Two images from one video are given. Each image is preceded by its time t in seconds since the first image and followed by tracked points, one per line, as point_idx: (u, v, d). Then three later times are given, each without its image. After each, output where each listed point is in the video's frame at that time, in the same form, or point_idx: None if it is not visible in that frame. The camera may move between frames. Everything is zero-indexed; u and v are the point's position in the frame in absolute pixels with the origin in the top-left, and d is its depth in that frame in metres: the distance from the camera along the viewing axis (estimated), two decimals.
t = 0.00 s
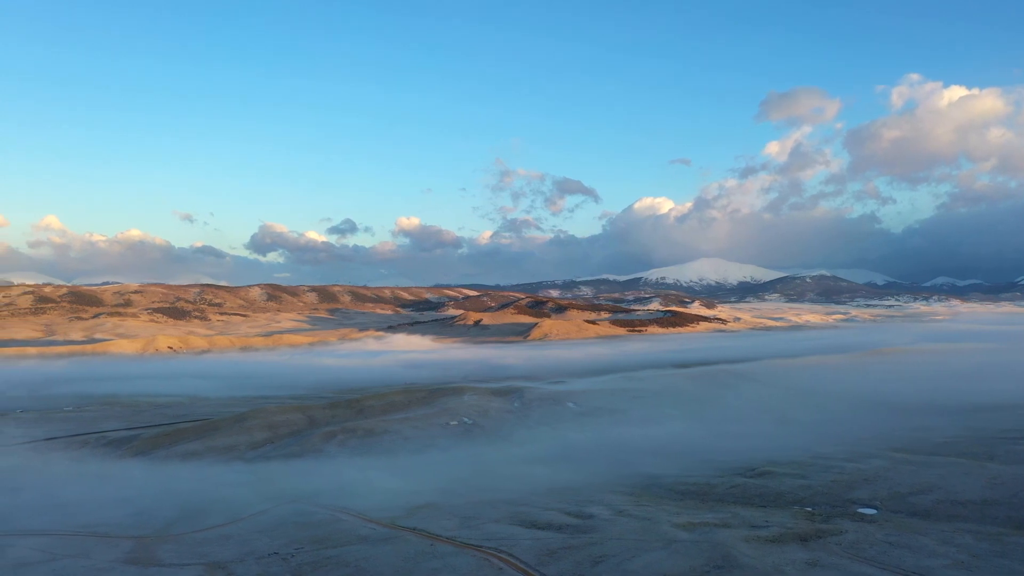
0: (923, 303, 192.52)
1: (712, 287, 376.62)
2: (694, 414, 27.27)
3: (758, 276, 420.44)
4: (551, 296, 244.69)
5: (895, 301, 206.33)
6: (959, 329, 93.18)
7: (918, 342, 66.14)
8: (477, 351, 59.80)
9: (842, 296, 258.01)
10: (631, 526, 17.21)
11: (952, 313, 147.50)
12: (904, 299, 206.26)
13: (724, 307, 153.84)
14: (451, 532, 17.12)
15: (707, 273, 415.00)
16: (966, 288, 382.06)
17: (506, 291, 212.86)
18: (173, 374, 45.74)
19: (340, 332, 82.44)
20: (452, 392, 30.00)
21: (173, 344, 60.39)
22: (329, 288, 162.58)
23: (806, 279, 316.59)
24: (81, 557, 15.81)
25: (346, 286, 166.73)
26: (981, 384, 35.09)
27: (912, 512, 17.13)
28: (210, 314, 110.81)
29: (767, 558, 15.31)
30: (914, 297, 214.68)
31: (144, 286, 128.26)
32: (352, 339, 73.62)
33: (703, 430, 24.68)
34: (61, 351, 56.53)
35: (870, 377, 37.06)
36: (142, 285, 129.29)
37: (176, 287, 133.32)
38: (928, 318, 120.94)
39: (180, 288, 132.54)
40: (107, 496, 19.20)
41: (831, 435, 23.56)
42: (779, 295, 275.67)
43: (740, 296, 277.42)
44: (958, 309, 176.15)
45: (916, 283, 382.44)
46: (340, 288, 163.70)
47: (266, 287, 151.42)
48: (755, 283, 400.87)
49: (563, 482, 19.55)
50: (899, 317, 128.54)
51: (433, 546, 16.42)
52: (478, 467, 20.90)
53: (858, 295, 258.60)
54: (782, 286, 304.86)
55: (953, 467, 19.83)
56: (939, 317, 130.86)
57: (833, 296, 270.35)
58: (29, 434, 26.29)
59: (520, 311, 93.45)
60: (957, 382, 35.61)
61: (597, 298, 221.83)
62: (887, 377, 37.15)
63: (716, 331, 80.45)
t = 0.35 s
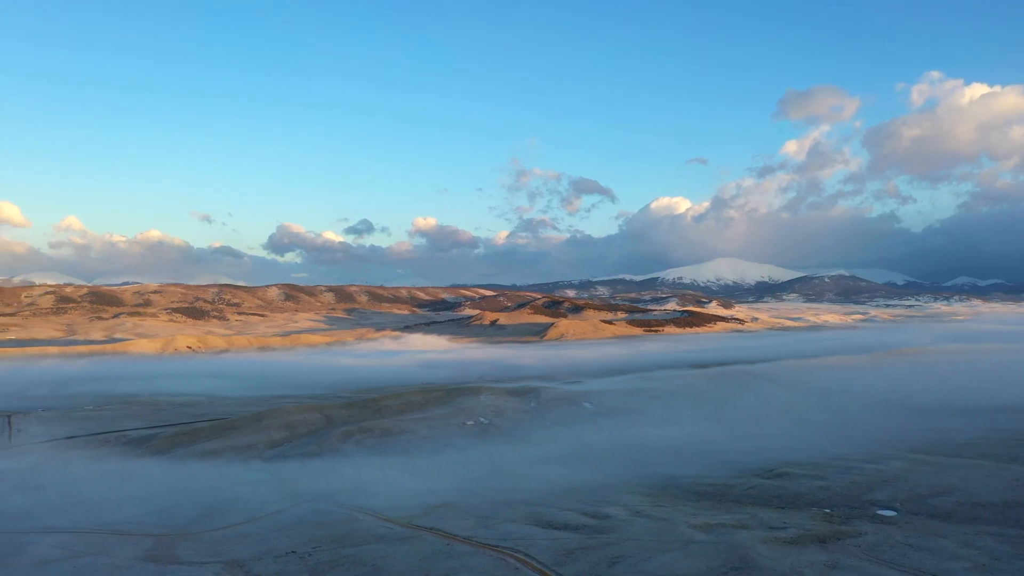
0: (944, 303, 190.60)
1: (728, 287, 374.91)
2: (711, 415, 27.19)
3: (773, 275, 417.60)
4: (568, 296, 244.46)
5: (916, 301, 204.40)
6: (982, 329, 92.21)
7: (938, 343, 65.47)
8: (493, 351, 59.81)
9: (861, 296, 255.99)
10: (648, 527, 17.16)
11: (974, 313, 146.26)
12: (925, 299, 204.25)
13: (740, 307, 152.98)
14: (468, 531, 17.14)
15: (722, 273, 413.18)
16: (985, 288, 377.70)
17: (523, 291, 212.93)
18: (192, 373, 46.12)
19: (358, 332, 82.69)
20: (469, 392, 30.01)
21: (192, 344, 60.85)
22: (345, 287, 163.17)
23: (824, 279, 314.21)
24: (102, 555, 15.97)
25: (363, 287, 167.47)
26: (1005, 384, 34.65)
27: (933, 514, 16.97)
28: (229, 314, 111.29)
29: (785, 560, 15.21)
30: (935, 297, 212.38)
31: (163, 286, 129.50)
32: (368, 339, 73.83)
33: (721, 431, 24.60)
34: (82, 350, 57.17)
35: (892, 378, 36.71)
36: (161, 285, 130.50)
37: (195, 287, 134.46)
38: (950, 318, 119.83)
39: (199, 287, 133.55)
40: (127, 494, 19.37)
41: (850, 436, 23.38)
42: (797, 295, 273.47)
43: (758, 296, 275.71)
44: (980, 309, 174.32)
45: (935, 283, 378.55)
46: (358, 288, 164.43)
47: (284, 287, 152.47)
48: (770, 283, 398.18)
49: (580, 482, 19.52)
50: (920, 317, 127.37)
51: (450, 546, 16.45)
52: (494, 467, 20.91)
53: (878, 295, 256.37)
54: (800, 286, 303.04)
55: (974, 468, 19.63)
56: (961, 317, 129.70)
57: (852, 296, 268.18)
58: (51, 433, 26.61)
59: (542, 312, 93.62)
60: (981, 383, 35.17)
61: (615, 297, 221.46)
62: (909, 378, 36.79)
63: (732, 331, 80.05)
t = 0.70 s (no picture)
0: (967, 303, 188.52)
1: (746, 287, 372.66)
2: (729, 415, 27.07)
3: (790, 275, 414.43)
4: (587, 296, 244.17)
5: (938, 301, 202.21)
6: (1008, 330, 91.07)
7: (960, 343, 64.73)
8: (510, 351, 59.81)
9: (883, 296, 253.69)
10: (667, 528, 17.08)
11: (998, 313, 144.71)
12: (948, 299, 202.05)
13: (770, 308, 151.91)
14: (486, 531, 17.14)
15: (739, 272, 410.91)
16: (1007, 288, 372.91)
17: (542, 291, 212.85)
18: (212, 373, 46.52)
19: (376, 332, 82.95)
20: (487, 392, 30.01)
21: (212, 344, 61.33)
22: (362, 287, 163.77)
23: (844, 279, 311.45)
24: (124, 552, 16.12)
25: (381, 287, 168.12)
26: None
27: (956, 516, 16.77)
28: (249, 314, 112.00)
29: (806, 562, 15.09)
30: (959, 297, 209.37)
31: (184, 287, 130.69)
32: (386, 339, 74.04)
33: (739, 431, 24.48)
34: (104, 350, 57.80)
35: (916, 378, 36.31)
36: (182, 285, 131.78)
37: (215, 287, 135.59)
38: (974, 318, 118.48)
39: (218, 287, 134.60)
40: (148, 492, 19.54)
41: (870, 437, 23.19)
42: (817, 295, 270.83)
43: (779, 297, 273.59)
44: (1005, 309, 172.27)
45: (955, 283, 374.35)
46: (376, 288, 165.17)
47: (303, 287, 153.45)
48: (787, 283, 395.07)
49: (598, 483, 19.47)
50: (943, 317, 126.12)
51: (468, 545, 16.45)
52: (512, 467, 20.91)
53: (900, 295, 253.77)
54: (821, 286, 300.70)
55: (997, 470, 19.41)
56: (985, 317, 128.41)
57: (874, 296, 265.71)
58: (74, 431, 26.92)
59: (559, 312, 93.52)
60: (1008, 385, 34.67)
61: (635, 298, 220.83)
62: (933, 379, 36.38)
63: (750, 331, 79.56)
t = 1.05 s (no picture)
0: (990, 303, 186.13)
1: (762, 287, 370.30)
2: (747, 416, 26.91)
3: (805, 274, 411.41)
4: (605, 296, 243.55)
5: (960, 300, 199.79)
6: None
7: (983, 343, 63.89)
8: (526, 351, 59.82)
9: (904, 296, 251.02)
10: (684, 528, 17.01)
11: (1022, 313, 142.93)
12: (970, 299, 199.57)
13: (789, 308, 150.74)
14: (503, 531, 17.14)
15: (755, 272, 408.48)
16: None
17: (560, 291, 212.58)
18: (231, 372, 46.87)
19: (393, 332, 83.19)
20: (505, 392, 30.00)
21: (231, 343, 61.82)
22: (378, 288, 164.33)
23: (863, 279, 308.41)
24: (144, 550, 16.26)
25: (398, 287, 168.61)
26: None
27: (978, 519, 16.58)
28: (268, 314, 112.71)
29: (825, 564, 14.97)
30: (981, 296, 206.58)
31: (203, 286, 131.82)
32: (403, 339, 74.21)
33: (757, 432, 24.33)
34: (124, 349, 58.41)
35: (939, 379, 35.86)
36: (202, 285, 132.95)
37: (234, 287, 136.69)
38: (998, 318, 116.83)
39: (236, 287, 135.55)
40: (168, 491, 19.71)
41: (890, 439, 22.97)
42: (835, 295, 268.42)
43: (797, 296, 271.27)
44: None
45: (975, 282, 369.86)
46: (393, 288, 165.72)
47: (321, 287, 154.29)
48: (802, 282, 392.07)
49: (615, 483, 19.43)
50: (965, 317, 124.57)
51: (485, 545, 16.46)
52: (529, 467, 20.91)
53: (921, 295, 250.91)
54: (840, 286, 298.35)
55: (1020, 472, 19.15)
56: (1008, 317, 126.68)
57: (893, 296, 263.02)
58: (96, 430, 27.21)
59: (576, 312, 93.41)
60: None
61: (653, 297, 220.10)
62: (957, 379, 35.91)
63: (768, 331, 78.99)
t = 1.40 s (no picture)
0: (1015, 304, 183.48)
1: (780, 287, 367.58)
2: (767, 416, 26.73)
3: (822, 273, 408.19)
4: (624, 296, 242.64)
5: (984, 301, 197.18)
6: None
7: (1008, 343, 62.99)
8: (544, 351, 59.78)
9: (926, 296, 248.12)
10: (704, 530, 16.93)
11: None
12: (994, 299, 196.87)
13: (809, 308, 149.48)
14: (522, 531, 17.14)
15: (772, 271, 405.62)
16: None
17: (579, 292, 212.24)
18: (253, 372, 47.24)
19: (412, 332, 83.41)
20: (524, 392, 29.98)
21: (252, 343, 62.32)
22: (396, 287, 164.87)
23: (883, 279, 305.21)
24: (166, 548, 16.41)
25: (416, 287, 169.10)
26: None
27: (1003, 521, 16.37)
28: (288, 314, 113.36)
29: (847, 566, 14.83)
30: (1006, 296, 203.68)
31: (224, 286, 132.95)
32: (422, 339, 74.33)
33: (777, 433, 24.17)
34: (147, 349, 59.04)
35: (966, 380, 35.37)
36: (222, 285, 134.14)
37: (254, 287, 137.75)
38: None
39: (256, 287, 136.53)
40: (189, 489, 19.88)
41: (913, 440, 22.74)
42: (854, 295, 266.05)
43: (818, 296, 268.85)
44: None
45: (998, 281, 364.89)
46: (411, 288, 166.35)
47: (340, 287, 155.14)
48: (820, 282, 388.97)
49: (633, 484, 19.37)
50: (989, 317, 122.90)
51: (504, 545, 16.46)
52: (547, 467, 20.90)
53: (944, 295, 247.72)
54: (860, 286, 295.45)
55: None
56: None
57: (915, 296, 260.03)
58: (118, 429, 27.50)
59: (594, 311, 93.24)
60: None
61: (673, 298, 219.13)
62: (984, 380, 35.41)
63: (787, 331, 78.35)
